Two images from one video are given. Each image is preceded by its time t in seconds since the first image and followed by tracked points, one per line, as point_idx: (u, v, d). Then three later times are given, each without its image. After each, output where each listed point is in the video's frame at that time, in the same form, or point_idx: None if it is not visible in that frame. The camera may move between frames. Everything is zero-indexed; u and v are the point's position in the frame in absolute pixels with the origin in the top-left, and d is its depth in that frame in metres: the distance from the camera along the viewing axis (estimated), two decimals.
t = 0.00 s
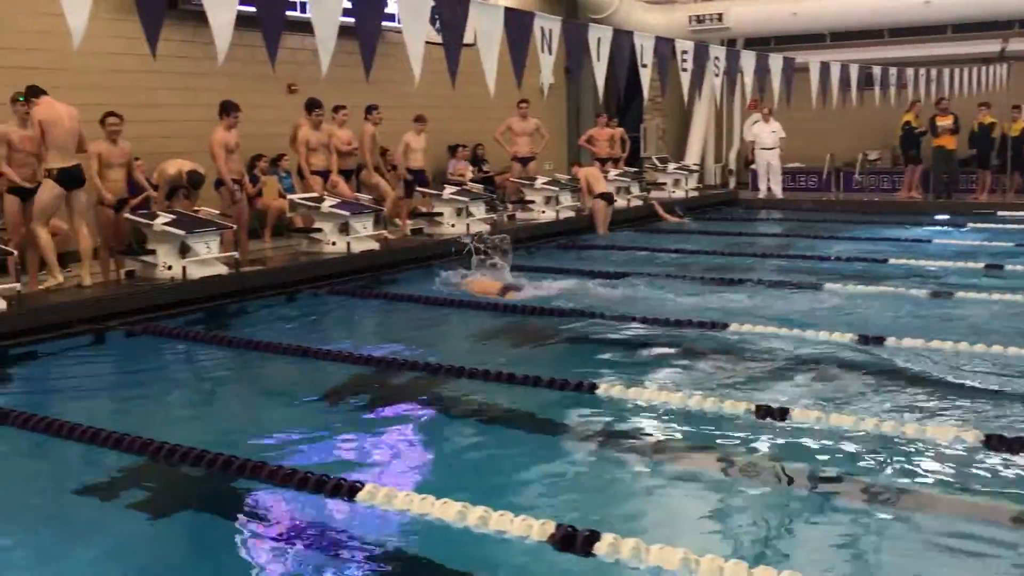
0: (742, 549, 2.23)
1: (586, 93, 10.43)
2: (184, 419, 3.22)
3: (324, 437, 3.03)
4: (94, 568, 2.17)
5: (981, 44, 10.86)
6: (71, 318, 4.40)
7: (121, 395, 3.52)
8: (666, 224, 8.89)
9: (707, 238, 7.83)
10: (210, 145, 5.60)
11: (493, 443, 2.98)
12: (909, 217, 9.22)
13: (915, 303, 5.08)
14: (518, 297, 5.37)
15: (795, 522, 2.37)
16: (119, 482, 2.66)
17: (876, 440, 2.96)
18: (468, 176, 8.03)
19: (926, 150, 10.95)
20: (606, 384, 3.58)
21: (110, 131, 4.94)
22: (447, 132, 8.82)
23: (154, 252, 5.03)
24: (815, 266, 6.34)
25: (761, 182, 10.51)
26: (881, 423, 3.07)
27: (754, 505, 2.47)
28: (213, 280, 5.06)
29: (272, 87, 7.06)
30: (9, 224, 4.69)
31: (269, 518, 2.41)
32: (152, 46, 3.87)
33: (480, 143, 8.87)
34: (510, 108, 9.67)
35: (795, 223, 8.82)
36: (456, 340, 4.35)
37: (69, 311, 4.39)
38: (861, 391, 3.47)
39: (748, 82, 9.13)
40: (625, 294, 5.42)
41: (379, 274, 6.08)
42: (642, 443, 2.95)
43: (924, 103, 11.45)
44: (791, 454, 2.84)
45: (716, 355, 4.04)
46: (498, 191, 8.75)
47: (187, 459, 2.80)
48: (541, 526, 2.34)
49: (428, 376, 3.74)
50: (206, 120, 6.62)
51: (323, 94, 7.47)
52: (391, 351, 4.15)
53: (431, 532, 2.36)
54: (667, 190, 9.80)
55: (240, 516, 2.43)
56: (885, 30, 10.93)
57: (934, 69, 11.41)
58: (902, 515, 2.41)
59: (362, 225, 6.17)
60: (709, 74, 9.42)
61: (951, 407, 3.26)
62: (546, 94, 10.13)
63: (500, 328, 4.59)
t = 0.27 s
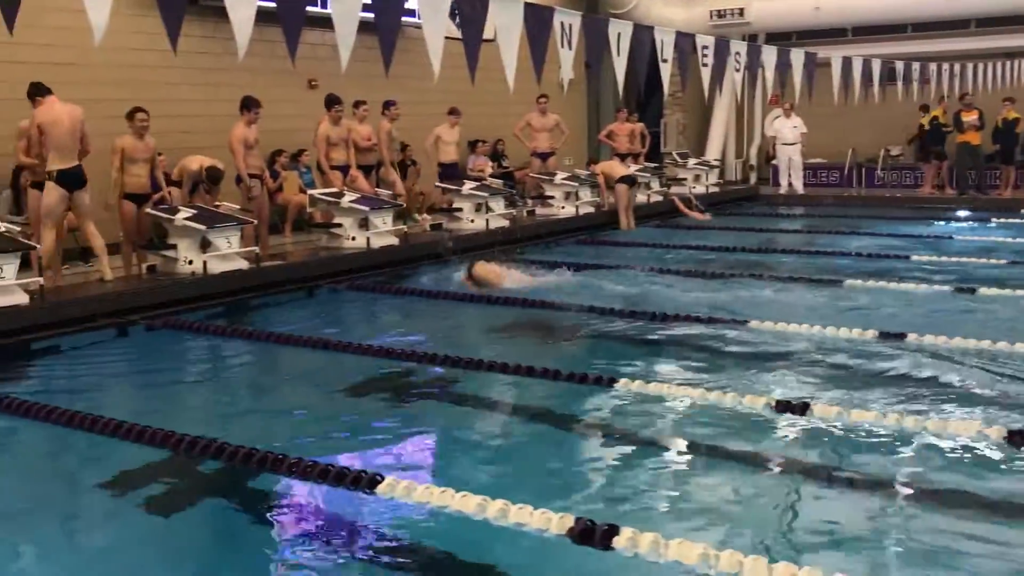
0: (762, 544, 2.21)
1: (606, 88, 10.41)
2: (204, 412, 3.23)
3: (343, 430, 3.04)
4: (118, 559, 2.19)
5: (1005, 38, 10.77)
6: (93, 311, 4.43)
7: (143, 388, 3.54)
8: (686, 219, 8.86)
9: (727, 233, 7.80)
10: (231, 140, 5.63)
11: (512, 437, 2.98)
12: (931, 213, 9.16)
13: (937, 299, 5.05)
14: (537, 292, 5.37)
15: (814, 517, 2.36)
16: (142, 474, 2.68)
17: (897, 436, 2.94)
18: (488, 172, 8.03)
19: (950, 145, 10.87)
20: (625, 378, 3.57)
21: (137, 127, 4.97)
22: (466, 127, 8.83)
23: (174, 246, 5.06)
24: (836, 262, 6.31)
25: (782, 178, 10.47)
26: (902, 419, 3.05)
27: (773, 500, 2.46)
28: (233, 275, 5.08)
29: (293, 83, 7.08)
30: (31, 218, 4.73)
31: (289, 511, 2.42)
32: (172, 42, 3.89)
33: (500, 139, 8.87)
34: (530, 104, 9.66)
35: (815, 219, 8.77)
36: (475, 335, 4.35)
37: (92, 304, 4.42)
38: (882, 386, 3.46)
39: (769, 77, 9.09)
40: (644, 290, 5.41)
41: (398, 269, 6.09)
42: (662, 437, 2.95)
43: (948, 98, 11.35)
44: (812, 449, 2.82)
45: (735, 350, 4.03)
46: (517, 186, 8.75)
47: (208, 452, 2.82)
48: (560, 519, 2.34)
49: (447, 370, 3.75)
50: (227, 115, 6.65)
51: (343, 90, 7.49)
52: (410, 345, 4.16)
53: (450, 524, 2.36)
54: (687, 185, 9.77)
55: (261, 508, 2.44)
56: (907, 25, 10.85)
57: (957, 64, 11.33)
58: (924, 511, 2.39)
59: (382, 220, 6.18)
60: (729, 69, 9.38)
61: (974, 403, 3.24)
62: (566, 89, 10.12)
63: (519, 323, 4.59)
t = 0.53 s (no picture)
0: (771, 541, 2.21)
1: (615, 84, 10.40)
2: (213, 408, 3.24)
3: (351, 427, 3.05)
4: (128, 553, 2.20)
5: (1016, 35, 10.73)
6: (103, 306, 4.45)
7: (152, 383, 3.55)
8: (695, 216, 8.85)
9: (736, 230, 7.78)
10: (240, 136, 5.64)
11: (519, 433, 2.98)
12: (942, 210, 9.12)
13: (947, 298, 5.03)
14: (546, 288, 5.37)
15: (822, 514, 2.35)
16: (150, 469, 2.69)
17: (907, 434, 2.93)
18: (497, 168, 8.03)
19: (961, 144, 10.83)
20: (633, 375, 3.57)
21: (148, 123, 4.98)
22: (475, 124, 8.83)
23: (184, 242, 5.06)
24: (846, 259, 6.29)
25: (792, 175, 10.44)
26: (912, 417, 3.04)
27: (781, 497, 2.46)
28: (243, 270, 5.09)
29: (302, 79, 7.09)
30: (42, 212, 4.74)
31: (297, 507, 2.43)
32: (180, 38, 3.89)
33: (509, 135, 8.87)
34: (539, 100, 9.65)
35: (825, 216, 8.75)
36: (484, 331, 4.35)
37: (102, 300, 4.44)
38: (892, 383, 3.44)
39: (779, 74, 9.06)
40: (652, 287, 5.40)
41: (407, 265, 6.09)
42: (670, 434, 2.94)
43: (958, 94, 11.31)
44: (821, 446, 2.82)
45: (744, 347, 4.02)
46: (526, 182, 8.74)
47: (216, 447, 2.83)
48: (568, 517, 2.34)
49: (455, 366, 3.75)
50: (237, 111, 6.66)
51: (352, 86, 7.49)
52: (419, 341, 4.16)
53: (458, 521, 2.36)
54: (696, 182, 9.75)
55: (269, 505, 2.45)
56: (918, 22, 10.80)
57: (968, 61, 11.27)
58: (933, 509, 2.38)
59: (391, 216, 6.18)
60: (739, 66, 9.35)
61: (984, 402, 3.22)
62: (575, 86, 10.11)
63: (528, 319, 4.59)
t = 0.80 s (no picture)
0: (762, 541, 2.21)
1: (608, 83, 10.40)
2: (205, 406, 3.23)
3: (342, 426, 3.04)
4: (120, 550, 2.19)
5: (1008, 35, 10.75)
6: (96, 303, 4.43)
7: (144, 381, 3.55)
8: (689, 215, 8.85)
9: (730, 229, 7.78)
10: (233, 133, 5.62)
11: (512, 433, 2.98)
12: (934, 209, 9.14)
13: (939, 297, 5.03)
14: (539, 287, 5.36)
15: (814, 514, 2.36)
16: (141, 467, 2.69)
17: (900, 434, 2.93)
18: (490, 166, 8.02)
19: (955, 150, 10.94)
20: (626, 375, 3.57)
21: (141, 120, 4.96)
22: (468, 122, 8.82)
23: (177, 239, 5.05)
24: (839, 258, 6.29)
25: (785, 174, 10.45)
26: (905, 418, 3.04)
27: (773, 497, 2.46)
28: (235, 268, 5.08)
29: (295, 76, 7.08)
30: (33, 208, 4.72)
31: (289, 506, 2.42)
32: (172, 35, 3.88)
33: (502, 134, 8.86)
34: (532, 98, 9.65)
35: (818, 215, 8.76)
36: (476, 330, 4.35)
37: (94, 296, 4.42)
38: (884, 383, 3.45)
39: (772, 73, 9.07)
40: (645, 286, 5.40)
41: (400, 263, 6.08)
42: (663, 435, 2.94)
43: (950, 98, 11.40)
44: (814, 447, 2.82)
45: (737, 346, 4.03)
46: (520, 181, 8.74)
47: (207, 446, 2.82)
48: (561, 516, 2.33)
49: (448, 365, 3.75)
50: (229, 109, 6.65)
51: (345, 84, 7.48)
52: (411, 340, 4.16)
53: (450, 520, 2.36)
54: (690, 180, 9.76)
55: (260, 503, 2.44)
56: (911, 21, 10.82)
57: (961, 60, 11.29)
58: (924, 508, 2.39)
59: (384, 214, 6.17)
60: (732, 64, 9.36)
61: (976, 402, 3.23)
62: (568, 84, 10.11)
63: (520, 318, 4.58)
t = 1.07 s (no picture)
0: (722, 536, 2.24)
1: (573, 81, 10.43)
2: (166, 406, 3.21)
3: (306, 426, 3.03)
4: (82, 550, 2.18)
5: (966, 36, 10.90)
6: (58, 302, 4.39)
7: (105, 381, 3.52)
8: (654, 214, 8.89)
9: (694, 227, 7.84)
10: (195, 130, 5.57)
11: (475, 431, 2.98)
12: (894, 208, 9.26)
13: (897, 294, 5.11)
14: (504, 285, 5.38)
15: (772, 509, 2.39)
16: (101, 467, 2.66)
17: (858, 430, 2.97)
18: (456, 164, 8.02)
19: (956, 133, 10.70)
20: (590, 372, 3.59)
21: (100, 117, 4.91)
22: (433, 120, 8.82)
23: (139, 238, 5.01)
24: (800, 256, 6.36)
25: (748, 173, 10.54)
26: (864, 414, 3.09)
27: (732, 493, 2.49)
28: (198, 266, 5.05)
29: (258, 74, 7.04)
30: None
31: (251, 505, 2.41)
32: (130, 31, 3.85)
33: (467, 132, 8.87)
34: (497, 97, 9.65)
35: (780, 213, 8.85)
36: (440, 328, 4.35)
37: (56, 295, 4.38)
38: (843, 379, 3.50)
39: (734, 73, 9.13)
40: (609, 283, 5.43)
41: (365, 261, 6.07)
42: (626, 432, 2.96)
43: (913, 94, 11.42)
44: (774, 443, 2.85)
45: (698, 343, 4.06)
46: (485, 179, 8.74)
47: (169, 446, 2.80)
48: (523, 514, 2.35)
49: (412, 363, 3.75)
50: (192, 106, 6.60)
51: (309, 81, 7.45)
52: (375, 338, 4.16)
53: (412, 519, 2.36)
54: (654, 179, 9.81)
55: (223, 503, 2.43)
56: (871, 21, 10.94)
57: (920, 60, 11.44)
58: (880, 503, 2.42)
59: (348, 212, 6.16)
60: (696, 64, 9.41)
61: (933, 398, 3.28)
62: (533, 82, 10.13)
63: (484, 316, 4.59)
